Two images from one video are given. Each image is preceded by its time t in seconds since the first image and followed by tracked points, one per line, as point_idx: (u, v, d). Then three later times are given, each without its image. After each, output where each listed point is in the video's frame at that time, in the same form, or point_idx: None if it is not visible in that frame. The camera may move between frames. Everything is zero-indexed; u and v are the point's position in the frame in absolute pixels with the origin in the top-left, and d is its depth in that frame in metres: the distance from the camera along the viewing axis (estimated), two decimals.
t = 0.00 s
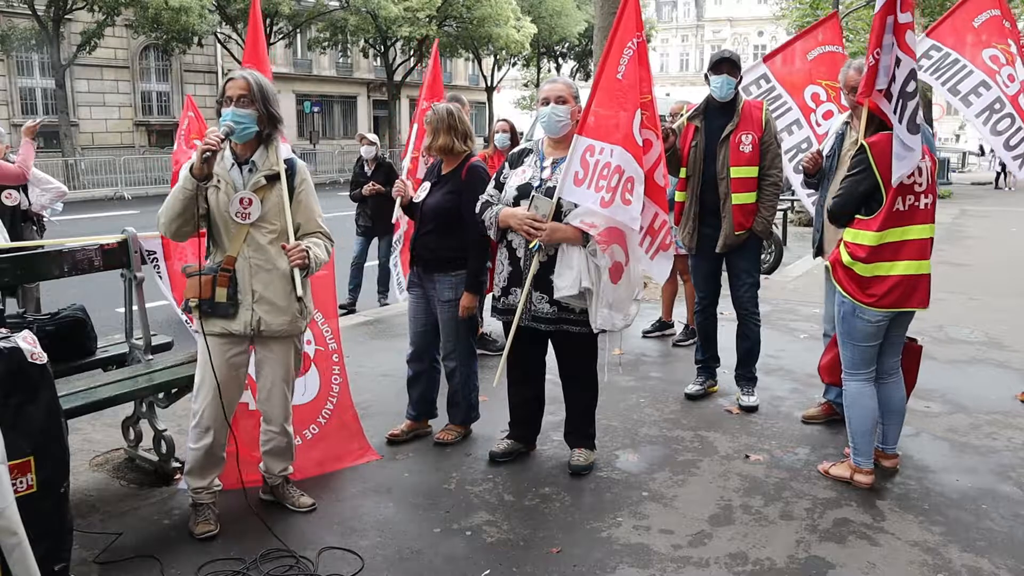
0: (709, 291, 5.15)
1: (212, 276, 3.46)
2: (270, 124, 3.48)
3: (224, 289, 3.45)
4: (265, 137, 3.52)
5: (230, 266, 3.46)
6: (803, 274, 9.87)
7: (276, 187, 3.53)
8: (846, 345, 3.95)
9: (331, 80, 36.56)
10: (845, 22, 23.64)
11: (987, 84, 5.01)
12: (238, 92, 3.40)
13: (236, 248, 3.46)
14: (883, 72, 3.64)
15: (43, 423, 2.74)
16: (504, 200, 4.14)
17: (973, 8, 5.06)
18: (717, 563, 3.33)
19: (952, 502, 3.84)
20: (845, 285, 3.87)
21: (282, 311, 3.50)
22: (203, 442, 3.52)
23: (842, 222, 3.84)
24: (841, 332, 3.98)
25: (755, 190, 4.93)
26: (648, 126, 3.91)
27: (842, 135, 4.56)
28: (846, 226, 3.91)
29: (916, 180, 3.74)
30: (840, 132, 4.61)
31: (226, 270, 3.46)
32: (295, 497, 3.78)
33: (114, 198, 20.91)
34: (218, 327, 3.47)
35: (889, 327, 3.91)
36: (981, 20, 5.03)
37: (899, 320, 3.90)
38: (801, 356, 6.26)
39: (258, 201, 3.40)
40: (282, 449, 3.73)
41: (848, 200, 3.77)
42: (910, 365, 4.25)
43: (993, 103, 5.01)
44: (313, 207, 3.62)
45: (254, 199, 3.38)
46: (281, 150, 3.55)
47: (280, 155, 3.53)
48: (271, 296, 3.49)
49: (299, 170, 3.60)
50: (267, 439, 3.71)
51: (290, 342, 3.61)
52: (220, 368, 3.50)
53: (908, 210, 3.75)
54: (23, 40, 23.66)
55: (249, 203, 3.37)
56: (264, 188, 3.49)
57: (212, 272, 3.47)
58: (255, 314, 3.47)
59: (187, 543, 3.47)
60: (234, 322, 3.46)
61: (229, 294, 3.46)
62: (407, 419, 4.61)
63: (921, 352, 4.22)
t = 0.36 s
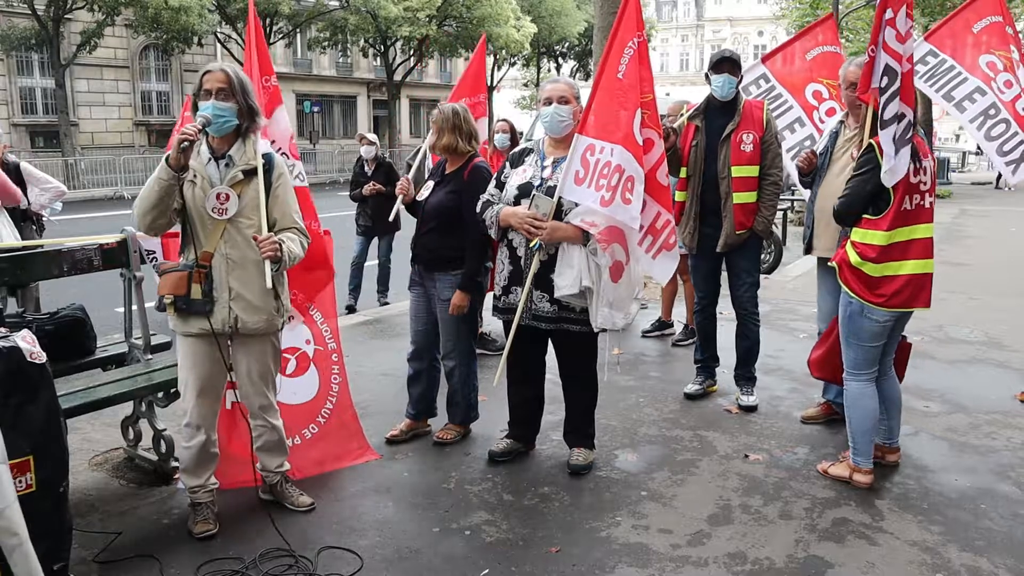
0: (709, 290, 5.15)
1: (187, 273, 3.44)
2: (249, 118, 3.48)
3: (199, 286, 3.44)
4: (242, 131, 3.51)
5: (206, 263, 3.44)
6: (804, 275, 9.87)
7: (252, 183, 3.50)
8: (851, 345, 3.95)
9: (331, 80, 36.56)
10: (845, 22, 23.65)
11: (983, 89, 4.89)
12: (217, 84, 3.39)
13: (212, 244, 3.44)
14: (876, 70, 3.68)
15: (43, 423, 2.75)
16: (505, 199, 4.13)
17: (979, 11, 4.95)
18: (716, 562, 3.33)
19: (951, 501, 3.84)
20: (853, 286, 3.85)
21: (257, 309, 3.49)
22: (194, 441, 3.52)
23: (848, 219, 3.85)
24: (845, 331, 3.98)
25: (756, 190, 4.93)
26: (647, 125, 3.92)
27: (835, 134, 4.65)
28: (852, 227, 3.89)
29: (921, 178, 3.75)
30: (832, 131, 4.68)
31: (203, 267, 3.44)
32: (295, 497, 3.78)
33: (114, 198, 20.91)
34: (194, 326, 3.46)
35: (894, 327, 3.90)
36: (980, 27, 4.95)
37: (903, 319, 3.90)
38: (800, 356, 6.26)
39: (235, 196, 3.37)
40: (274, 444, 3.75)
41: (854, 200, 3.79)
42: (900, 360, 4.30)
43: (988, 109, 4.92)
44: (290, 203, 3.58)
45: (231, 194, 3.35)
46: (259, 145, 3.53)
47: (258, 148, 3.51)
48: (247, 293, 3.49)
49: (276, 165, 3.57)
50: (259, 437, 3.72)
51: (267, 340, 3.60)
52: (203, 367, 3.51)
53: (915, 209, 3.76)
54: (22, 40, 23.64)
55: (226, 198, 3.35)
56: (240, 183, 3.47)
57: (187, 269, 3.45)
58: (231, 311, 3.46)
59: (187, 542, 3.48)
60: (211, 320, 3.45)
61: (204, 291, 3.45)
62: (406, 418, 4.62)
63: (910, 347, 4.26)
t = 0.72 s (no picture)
0: (710, 291, 5.14)
1: (179, 278, 3.39)
2: (231, 120, 3.48)
3: (193, 289, 3.40)
4: (224, 131, 3.50)
5: (199, 266, 3.43)
6: (804, 275, 9.87)
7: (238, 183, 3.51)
8: (865, 343, 3.93)
9: (331, 80, 36.58)
10: (845, 23, 23.67)
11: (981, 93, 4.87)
12: (201, 86, 3.38)
13: (204, 247, 3.43)
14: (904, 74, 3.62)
15: (42, 422, 2.74)
16: (506, 199, 4.13)
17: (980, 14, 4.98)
18: (715, 563, 3.33)
19: (951, 502, 3.84)
20: (874, 285, 3.82)
21: (250, 308, 3.51)
22: (190, 442, 3.50)
23: (871, 220, 3.79)
24: (859, 329, 3.95)
25: (759, 191, 4.94)
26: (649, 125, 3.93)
27: (837, 132, 4.66)
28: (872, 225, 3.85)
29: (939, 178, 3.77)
30: (835, 129, 4.68)
31: (196, 270, 3.42)
32: (294, 497, 3.78)
33: (114, 198, 20.91)
34: (188, 330, 3.44)
35: (907, 327, 3.92)
36: (982, 29, 4.96)
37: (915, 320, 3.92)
38: (800, 356, 6.26)
39: (223, 197, 3.35)
40: (269, 444, 3.75)
41: (879, 201, 3.72)
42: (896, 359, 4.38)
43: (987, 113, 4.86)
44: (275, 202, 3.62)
45: (220, 196, 3.33)
46: (241, 145, 3.54)
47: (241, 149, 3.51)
48: (241, 294, 3.49)
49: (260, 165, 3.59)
50: (254, 438, 3.73)
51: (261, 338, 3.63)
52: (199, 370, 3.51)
53: (934, 209, 3.77)
54: (23, 40, 23.64)
55: (215, 200, 3.32)
56: (228, 184, 3.47)
57: (179, 273, 3.40)
58: (226, 312, 3.46)
59: (186, 542, 3.48)
60: (206, 322, 3.44)
61: (198, 294, 3.42)
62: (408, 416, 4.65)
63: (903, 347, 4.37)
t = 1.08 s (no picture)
0: (713, 291, 5.15)
1: (191, 278, 3.32)
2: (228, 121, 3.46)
3: (205, 289, 3.35)
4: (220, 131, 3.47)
5: (208, 266, 3.37)
6: (804, 275, 9.86)
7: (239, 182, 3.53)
8: (885, 343, 3.90)
9: (331, 80, 36.58)
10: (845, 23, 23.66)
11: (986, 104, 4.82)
12: (205, 87, 3.35)
13: (212, 248, 3.39)
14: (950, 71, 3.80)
15: (42, 423, 2.74)
16: (507, 199, 4.13)
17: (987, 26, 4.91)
18: (716, 563, 3.33)
19: (952, 502, 3.84)
20: (903, 284, 3.79)
21: (256, 305, 3.55)
22: (191, 444, 3.48)
23: (904, 219, 3.75)
24: (880, 329, 3.90)
25: (768, 191, 4.93)
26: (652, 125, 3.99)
27: (846, 130, 4.66)
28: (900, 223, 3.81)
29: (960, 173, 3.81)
30: (845, 127, 4.68)
31: (206, 271, 3.36)
32: (294, 497, 3.78)
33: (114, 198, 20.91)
34: (198, 331, 3.41)
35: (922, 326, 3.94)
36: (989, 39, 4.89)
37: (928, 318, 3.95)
38: (801, 356, 6.26)
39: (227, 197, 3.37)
40: (270, 444, 3.76)
41: (911, 199, 3.71)
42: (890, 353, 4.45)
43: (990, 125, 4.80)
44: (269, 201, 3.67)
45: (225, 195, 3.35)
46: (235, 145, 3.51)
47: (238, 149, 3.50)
48: (247, 292, 3.52)
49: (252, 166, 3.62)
50: (253, 438, 3.73)
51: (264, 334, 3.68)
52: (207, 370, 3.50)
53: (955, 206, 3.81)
54: (23, 40, 23.64)
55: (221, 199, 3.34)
56: (229, 183, 3.47)
57: (189, 274, 3.33)
58: (236, 311, 3.48)
59: (186, 542, 3.48)
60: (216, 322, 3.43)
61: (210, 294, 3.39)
62: (409, 416, 4.66)
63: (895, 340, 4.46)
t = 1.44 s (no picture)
0: (714, 291, 5.16)
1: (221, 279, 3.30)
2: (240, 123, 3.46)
3: (232, 289, 3.36)
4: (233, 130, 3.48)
5: (232, 266, 3.38)
6: (804, 275, 9.87)
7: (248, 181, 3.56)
8: (920, 346, 3.90)
9: (331, 80, 36.57)
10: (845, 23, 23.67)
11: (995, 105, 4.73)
12: (228, 90, 3.36)
13: (234, 248, 3.39)
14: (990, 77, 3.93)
15: (42, 423, 2.74)
16: (507, 198, 4.14)
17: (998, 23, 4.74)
18: (716, 563, 3.33)
19: (953, 502, 3.84)
20: (927, 287, 3.80)
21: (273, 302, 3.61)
22: (196, 446, 3.47)
23: (925, 222, 3.75)
24: (914, 336, 3.88)
25: (772, 193, 4.90)
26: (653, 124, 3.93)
27: (850, 131, 4.65)
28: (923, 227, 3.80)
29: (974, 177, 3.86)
30: (848, 128, 4.68)
31: (231, 271, 3.37)
32: (294, 497, 3.78)
33: (114, 198, 20.90)
34: (224, 331, 3.41)
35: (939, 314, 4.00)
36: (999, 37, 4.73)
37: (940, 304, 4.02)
38: (801, 357, 6.26)
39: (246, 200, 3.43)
40: (274, 444, 3.77)
41: (935, 202, 3.70)
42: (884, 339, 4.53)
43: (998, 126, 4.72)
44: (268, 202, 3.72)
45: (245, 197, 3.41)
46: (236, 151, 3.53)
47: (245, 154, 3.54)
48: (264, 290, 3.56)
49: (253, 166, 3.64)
50: (258, 438, 3.75)
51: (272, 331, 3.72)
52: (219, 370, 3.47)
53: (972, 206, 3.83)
54: (23, 40, 23.61)
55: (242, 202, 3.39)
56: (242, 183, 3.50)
57: (218, 275, 3.31)
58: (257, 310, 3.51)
59: (186, 541, 3.48)
60: (240, 322, 3.45)
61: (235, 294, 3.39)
62: (410, 416, 4.67)
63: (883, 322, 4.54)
